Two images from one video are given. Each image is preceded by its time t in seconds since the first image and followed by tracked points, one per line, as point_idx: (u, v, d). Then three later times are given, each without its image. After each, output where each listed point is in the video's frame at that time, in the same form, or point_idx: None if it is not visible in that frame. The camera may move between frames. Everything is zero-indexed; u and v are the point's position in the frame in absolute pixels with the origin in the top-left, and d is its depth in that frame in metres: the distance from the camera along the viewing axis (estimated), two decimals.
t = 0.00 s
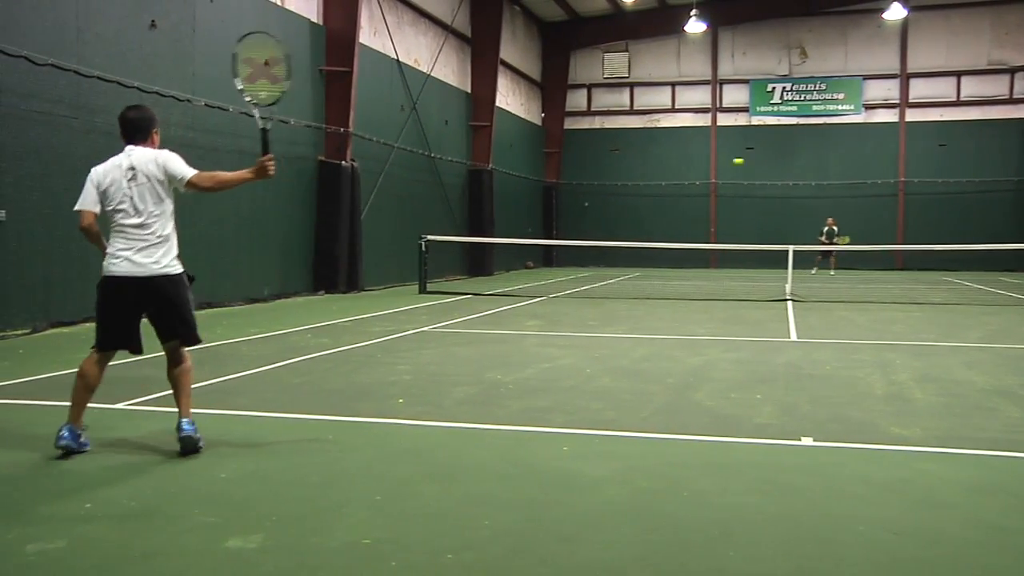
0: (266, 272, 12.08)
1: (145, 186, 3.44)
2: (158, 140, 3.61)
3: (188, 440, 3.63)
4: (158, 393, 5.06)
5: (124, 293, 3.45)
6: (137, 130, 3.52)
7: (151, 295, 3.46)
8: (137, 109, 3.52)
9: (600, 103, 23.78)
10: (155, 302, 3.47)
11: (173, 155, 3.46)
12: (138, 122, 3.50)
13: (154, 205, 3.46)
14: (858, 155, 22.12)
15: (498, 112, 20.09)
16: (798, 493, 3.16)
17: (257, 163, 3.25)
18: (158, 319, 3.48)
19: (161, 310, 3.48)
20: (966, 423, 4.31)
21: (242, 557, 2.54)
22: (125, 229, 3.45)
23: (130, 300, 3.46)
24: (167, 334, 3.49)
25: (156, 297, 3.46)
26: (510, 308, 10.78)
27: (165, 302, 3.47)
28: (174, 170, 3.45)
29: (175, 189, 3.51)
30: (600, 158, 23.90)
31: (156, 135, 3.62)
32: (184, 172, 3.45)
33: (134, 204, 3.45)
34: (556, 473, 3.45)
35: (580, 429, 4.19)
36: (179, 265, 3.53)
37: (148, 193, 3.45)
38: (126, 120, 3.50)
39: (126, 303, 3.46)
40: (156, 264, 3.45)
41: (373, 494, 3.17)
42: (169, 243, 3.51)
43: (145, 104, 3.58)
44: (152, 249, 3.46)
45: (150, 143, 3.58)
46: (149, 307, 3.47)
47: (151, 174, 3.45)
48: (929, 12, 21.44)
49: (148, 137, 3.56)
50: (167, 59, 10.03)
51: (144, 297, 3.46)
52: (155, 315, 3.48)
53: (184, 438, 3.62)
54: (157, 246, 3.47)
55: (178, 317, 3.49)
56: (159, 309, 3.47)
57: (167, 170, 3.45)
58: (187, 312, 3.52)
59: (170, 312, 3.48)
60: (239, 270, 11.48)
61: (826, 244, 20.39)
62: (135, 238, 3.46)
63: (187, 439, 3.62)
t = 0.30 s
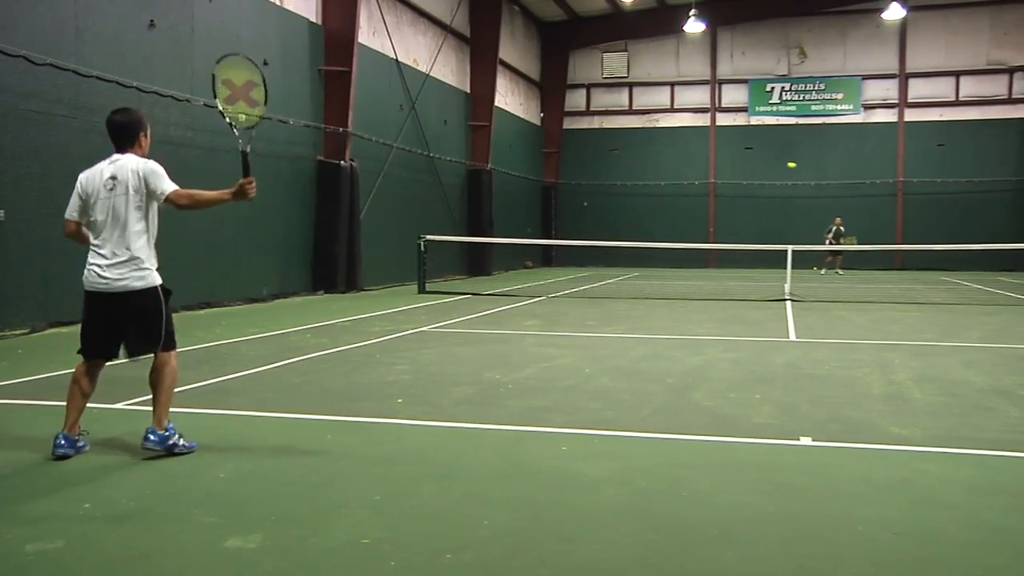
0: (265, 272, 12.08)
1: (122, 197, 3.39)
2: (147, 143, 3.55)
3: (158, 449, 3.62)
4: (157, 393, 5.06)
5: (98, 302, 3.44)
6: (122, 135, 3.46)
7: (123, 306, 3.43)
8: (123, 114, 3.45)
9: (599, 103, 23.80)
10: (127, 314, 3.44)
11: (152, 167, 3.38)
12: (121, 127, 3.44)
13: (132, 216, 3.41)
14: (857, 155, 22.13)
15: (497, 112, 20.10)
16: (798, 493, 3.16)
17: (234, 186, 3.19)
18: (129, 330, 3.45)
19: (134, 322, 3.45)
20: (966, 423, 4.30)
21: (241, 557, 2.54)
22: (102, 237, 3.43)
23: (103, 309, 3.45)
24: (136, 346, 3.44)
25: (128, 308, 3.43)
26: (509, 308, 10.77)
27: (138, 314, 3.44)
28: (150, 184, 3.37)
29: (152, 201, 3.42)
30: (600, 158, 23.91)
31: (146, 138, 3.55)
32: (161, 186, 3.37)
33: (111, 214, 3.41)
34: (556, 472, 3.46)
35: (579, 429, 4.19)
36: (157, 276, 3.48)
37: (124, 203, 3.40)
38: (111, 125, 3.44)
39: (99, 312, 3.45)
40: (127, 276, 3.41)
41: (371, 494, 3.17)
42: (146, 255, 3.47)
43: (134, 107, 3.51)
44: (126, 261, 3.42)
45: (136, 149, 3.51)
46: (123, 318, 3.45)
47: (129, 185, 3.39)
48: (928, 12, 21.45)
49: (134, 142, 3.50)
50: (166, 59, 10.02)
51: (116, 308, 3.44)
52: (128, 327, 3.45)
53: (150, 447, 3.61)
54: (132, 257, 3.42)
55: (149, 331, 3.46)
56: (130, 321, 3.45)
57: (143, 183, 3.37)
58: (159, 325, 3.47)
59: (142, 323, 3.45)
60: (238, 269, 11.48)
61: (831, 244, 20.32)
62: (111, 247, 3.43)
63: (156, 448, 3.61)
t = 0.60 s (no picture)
0: (261, 272, 12.06)
1: (115, 177, 3.39)
2: (149, 125, 3.53)
3: (166, 441, 3.50)
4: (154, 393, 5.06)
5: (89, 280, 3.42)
6: (121, 116, 3.45)
7: (112, 285, 3.39)
8: (124, 94, 3.46)
9: (595, 102, 23.80)
10: (119, 293, 3.39)
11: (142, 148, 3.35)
12: (118, 108, 3.43)
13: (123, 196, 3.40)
14: (853, 155, 22.15)
15: (493, 111, 20.09)
16: (794, 493, 3.17)
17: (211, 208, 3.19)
18: (125, 308, 3.40)
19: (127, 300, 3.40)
20: (963, 423, 4.30)
21: (237, 557, 2.54)
22: (96, 216, 3.44)
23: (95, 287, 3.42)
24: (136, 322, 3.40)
25: (119, 287, 3.39)
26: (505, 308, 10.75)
27: (129, 293, 3.39)
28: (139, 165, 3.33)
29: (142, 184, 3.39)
30: (596, 158, 23.92)
31: (147, 120, 3.54)
32: (149, 166, 3.32)
33: (105, 194, 3.42)
34: (553, 472, 3.45)
35: (576, 429, 4.18)
36: (149, 256, 3.43)
37: (116, 184, 3.40)
38: (111, 105, 3.44)
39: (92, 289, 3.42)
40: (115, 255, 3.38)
41: (367, 494, 3.16)
42: (139, 235, 3.43)
43: (136, 88, 3.51)
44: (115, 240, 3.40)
45: (136, 130, 3.49)
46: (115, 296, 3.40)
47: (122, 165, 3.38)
48: (924, 12, 21.47)
49: (134, 122, 3.48)
50: (161, 58, 10.00)
51: (107, 287, 3.40)
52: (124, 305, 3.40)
53: (160, 438, 3.48)
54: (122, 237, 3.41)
55: (146, 310, 3.40)
56: (126, 299, 3.39)
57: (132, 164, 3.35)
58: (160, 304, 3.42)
59: (143, 301, 3.40)
60: (234, 269, 11.46)
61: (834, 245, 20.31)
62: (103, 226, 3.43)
63: (164, 440, 3.48)
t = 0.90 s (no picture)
0: (255, 271, 12.03)
1: (115, 197, 3.32)
2: (154, 141, 3.47)
3: (167, 443, 3.32)
4: (148, 393, 5.05)
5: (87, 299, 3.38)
6: (125, 131, 3.38)
7: (110, 306, 3.36)
8: (129, 110, 3.38)
9: (589, 102, 23.79)
10: (117, 314, 3.36)
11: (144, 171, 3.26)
12: (124, 124, 3.36)
13: (122, 218, 3.33)
14: (847, 155, 22.19)
15: (487, 111, 20.08)
16: (788, 492, 3.17)
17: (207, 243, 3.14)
18: (124, 329, 3.37)
19: (125, 322, 3.37)
20: (957, 423, 4.30)
21: (231, 557, 2.53)
22: (93, 234, 3.38)
23: (92, 307, 3.38)
24: (137, 345, 3.38)
25: (117, 308, 3.35)
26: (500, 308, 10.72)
27: (127, 315, 3.36)
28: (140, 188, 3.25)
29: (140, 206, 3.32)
30: (590, 158, 23.92)
31: (153, 135, 3.48)
32: (149, 190, 3.23)
33: (104, 213, 3.36)
34: (547, 472, 3.45)
35: (571, 429, 4.18)
36: (148, 279, 3.38)
37: (115, 205, 3.32)
38: (115, 120, 3.37)
39: (90, 308, 3.39)
40: (112, 277, 3.33)
41: (362, 493, 3.16)
42: (137, 258, 3.37)
43: (142, 103, 3.44)
44: (112, 262, 3.35)
45: (140, 146, 3.43)
46: (112, 316, 3.36)
47: (122, 186, 3.30)
48: (918, 12, 21.52)
49: (137, 139, 3.41)
50: (155, 58, 9.99)
51: (104, 309, 3.36)
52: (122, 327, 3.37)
53: (160, 436, 3.29)
54: (118, 258, 3.34)
55: (146, 332, 3.38)
56: (124, 321, 3.36)
57: (132, 187, 3.27)
58: (161, 326, 3.39)
59: (142, 322, 3.37)
60: (228, 268, 11.44)
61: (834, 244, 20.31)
62: (101, 246, 3.37)
63: (164, 439, 3.30)
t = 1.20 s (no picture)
0: (247, 271, 12.01)
1: (136, 199, 3.30)
2: (173, 140, 3.44)
3: (156, 461, 3.24)
4: (141, 393, 5.05)
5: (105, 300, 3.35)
6: (145, 130, 3.35)
7: (127, 308, 3.32)
8: (150, 109, 3.35)
9: (583, 102, 23.81)
10: (133, 317, 3.31)
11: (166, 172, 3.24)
12: (139, 123, 3.32)
13: (142, 219, 3.30)
14: (840, 155, 22.23)
15: (481, 111, 20.08)
16: (781, 492, 3.18)
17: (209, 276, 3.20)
18: (140, 333, 3.31)
19: (141, 325, 3.31)
20: (949, 422, 4.31)
21: (223, 557, 2.53)
22: (113, 235, 3.36)
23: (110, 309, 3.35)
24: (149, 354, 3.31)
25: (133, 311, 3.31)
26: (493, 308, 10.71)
27: (143, 318, 3.30)
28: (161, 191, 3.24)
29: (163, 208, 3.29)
30: (583, 158, 23.94)
31: (172, 132, 3.44)
32: (172, 193, 3.23)
33: (124, 214, 3.33)
34: (540, 472, 3.46)
35: (563, 429, 4.18)
36: (166, 281, 3.34)
37: (136, 206, 3.30)
38: (134, 119, 3.33)
39: (107, 310, 3.35)
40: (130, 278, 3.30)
41: (355, 493, 3.16)
42: (157, 259, 3.35)
43: (162, 102, 3.41)
44: (131, 263, 3.32)
45: (160, 146, 3.40)
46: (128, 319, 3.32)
47: (144, 187, 3.28)
48: (910, 12, 21.58)
49: (157, 138, 3.38)
50: (148, 57, 9.98)
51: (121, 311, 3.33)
52: (138, 332, 3.32)
53: (147, 456, 3.22)
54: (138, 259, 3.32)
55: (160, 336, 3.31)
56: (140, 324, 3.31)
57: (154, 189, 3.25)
58: (172, 330, 3.32)
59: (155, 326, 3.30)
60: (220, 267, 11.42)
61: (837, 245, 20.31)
62: (121, 246, 3.35)
63: (151, 459, 3.22)
